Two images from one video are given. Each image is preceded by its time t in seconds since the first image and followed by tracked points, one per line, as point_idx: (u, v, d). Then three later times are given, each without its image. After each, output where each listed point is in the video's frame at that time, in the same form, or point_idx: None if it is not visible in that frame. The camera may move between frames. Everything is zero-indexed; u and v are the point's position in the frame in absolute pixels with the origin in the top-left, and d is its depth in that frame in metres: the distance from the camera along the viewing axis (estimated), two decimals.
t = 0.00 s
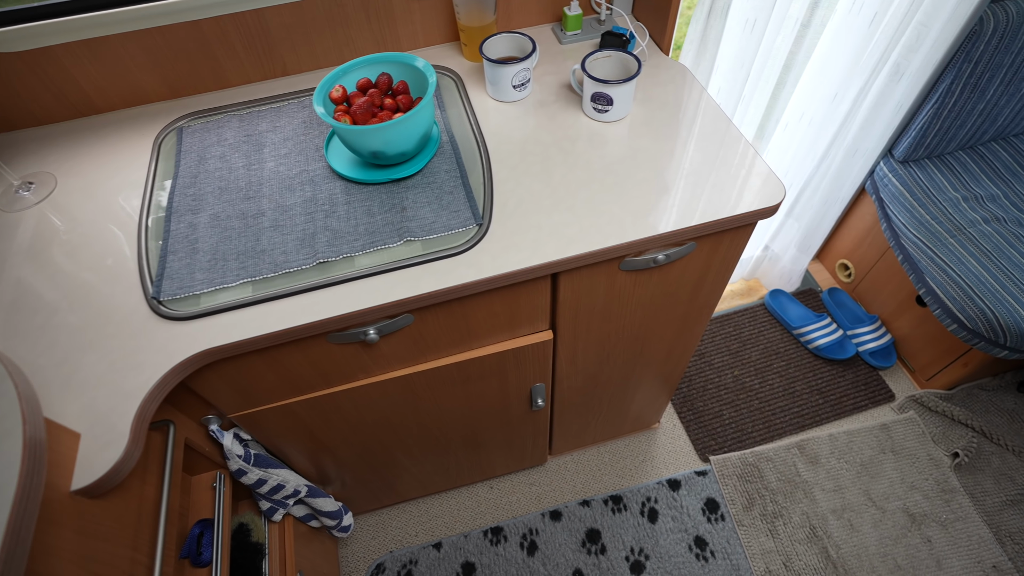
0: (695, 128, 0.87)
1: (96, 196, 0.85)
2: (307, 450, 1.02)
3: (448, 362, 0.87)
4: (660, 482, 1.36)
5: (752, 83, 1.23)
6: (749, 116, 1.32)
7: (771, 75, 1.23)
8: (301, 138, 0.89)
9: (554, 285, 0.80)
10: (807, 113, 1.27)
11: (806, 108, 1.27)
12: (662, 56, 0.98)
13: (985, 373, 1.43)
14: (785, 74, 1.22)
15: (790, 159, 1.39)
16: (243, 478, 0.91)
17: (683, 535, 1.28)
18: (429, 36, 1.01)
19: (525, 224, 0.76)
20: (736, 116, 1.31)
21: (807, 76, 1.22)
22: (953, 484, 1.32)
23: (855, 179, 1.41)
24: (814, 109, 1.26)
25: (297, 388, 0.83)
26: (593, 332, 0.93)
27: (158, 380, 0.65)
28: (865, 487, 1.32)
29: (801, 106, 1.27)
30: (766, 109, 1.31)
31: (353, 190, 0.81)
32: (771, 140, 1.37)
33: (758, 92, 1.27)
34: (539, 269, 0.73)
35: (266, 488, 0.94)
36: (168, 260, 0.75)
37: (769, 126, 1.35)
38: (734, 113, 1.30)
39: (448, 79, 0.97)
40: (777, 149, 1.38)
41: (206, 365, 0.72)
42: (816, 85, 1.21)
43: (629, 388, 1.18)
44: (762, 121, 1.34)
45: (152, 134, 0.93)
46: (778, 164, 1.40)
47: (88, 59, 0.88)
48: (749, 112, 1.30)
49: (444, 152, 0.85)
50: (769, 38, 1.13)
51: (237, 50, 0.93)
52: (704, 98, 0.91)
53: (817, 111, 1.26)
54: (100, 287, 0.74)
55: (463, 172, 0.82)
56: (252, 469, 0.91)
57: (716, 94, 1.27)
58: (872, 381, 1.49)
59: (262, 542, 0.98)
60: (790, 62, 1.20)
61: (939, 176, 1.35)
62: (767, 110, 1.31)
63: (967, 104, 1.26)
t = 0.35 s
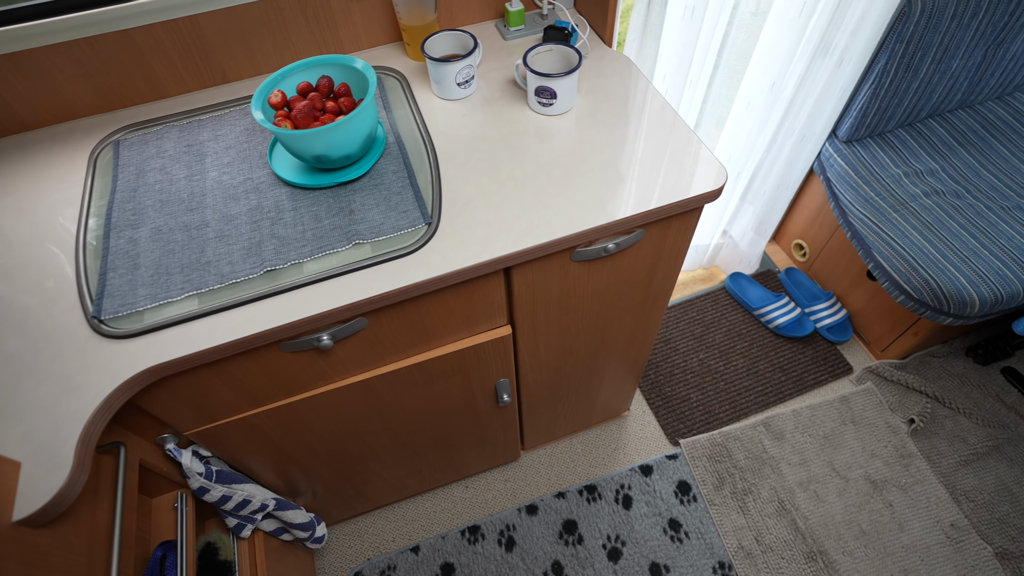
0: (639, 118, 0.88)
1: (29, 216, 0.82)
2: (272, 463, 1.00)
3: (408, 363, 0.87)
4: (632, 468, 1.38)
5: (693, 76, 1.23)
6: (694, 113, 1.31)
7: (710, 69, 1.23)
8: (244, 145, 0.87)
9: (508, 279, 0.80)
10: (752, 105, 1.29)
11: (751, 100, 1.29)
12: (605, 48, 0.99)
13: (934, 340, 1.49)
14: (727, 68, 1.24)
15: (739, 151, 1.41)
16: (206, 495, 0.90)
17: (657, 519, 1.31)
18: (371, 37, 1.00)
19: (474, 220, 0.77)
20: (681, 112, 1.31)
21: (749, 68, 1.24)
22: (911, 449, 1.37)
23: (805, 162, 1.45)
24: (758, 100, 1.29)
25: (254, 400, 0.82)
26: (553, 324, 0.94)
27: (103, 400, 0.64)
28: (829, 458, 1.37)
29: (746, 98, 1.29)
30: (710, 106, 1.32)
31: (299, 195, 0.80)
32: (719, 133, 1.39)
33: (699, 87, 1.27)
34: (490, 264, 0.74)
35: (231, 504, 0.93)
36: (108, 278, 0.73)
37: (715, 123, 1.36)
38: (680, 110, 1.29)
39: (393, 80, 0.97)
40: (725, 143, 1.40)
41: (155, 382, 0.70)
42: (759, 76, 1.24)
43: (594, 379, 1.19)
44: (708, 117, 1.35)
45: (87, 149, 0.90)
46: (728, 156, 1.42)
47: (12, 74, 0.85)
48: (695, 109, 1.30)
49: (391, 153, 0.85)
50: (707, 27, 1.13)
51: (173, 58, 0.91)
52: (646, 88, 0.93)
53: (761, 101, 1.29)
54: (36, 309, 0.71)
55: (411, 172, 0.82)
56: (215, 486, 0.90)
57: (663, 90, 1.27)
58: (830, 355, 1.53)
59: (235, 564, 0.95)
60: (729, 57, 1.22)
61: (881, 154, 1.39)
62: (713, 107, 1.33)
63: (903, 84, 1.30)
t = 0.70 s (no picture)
0: (579, 112, 0.89)
1: None
2: (234, 484, 0.97)
3: (365, 371, 0.86)
4: (604, 459, 1.39)
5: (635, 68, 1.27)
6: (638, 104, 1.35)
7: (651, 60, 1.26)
8: (180, 161, 0.85)
9: (458, 280, 0.80)
10: (692, 91, 1.30)
11: (690, 86, 1.30)
12: (543, 45, 1.00)
13: (884, 311, 1.55)
14: (665, 56, 1.25)
15: (683, 137, 1.42)
16: (165, 524, 0.87)
17: (631, 507, 1.32)
18: (308, 45, 0.98)
19: (419, 223, 0.76)
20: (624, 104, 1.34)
21: (685, 54, 1.25)
22: (869, 417, 1.42)
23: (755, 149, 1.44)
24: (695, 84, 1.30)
25: (207, 421, 0.80)
26: (509, 322, 0.94)
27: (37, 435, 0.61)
28: (793, 433, 1.40)
29: (684, 84, 1.30)
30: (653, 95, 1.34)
31: (238, 209, 0.78)
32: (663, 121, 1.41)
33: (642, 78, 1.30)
34: (437, 266, 0.73)
35: (192, 530, 0.90)
36: (37, 307, 0.70)
37: (659, 111, 1.38)
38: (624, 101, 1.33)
39: (332, 87, 0.95)
40: (670, 130, 1.41)
41: (95, 411, 0.67)
42: (695, 62, 1.25)
43: (557, 373, 1.19)
44: (652, 104, 1.37)
45: (11, 173, 0.86)
46: (674, 144, 1.44)
47: None
48: (637, 95, 1.33)
49: (332, 161, 0.84)
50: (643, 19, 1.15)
51: (98, 75, 0.87)
52: (585, 82, 0.94)
53: (700, 87, 1.29)
54: None
55: (353, 178, 0.81)
56: (174, 513, 0.87)
57: (606, 82, 1.28)
58: (788, 333, 1.58)
59: None
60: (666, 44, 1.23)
61: (822, 135, 1.44)
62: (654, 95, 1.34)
63: (837, 66, 1.35)
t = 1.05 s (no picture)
0: (516, 111, 0.89)
1: None
2: (192, 517, 0.94)
3: (317, 389, 0.84)
4: (575, 454, 1.40)
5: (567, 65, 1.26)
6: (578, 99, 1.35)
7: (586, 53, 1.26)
8: (105, 188, 0.81)
9: (404, 289, 0.79)
10: (630, 83, 1.32)
11: (628, 77, 1.32)
12: (477, 47, 1.00)
13: (833, 286, 1.60)
14: (599, 48, 1.24)
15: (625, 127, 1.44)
16: (119, 567, 0.83)
17: (605, 499, 1.33)
18: (235, 60, 0.96)
19: (358, 235, 0.75)
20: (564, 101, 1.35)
21: (618, 45, 1.26)
22: (826, 390, 1.47)
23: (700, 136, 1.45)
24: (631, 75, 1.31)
25: (152, 456, 0.77)
26: (463, 326, 0.93)
27: None
28: (755, 412, 1.44)
29: (620, 75, 1.31)
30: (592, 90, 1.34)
31: (169, 234, 0.76)
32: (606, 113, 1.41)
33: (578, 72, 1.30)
34: (379, 277, 0.72)
35: (149, 569, 0.87)
36: None
37: (599, 103, 1.38)
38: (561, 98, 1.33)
39: (263, 101, 0.93)
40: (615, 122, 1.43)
41: (25, 457, 0.64)
42: (629, 52, 1.26)
43: (520, 372, 1.19)
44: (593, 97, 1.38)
45: None
46: (619, 136, 1.45)
47: None
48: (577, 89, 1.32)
49: (266, 177, 0.82)
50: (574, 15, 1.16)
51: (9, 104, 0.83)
52: (519, 82, 0.94)
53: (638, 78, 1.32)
54: None
55: (288, 194, 0.79)
56: (127, 554, 0.83)
57: (545, 80, 1.29)
58: (745, 314, 1.61)
59: None
60: (600, 36, 1.22)
61: (760, 120, 1.48)
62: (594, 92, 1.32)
63: (768, 51, 1.38)
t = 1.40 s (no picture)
0: (448, 118, 0.89)
1: None
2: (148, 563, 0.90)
3: (267, 417, 0.82)
4: (545, 454, 1.40)
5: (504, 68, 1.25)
6: (518, 103, 1.34)
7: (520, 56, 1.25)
8: (19, 229, 0.77)
9: (347, 306, 0.78)
10: (567, 79, 1.34)
11: (564, 74, 1.33)
12: (406, 56, 0.99)
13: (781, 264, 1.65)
14: (534, 49, 1.24)
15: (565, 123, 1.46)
16: None
17: (579, 495, 1.34)
18: (155, 85, 0.92)
19: (293, 256, 0.73)
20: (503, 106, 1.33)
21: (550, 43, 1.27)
22: (783, 366, 1.51)
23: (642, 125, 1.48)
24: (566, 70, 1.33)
25: (94, 505, 0.73)
26: (414, 338, 0.92)
27: None
28: (717, 394, 1.47)
29: (556, 71, 1.33)
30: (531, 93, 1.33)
31: (91, 271, 0.72)
32: (547, 113, 1.42)
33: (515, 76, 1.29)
34: (317, 298, 0.70)
35: None
36: None
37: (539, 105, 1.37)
38: (501, 104, 1.32)
39: (187, 126, 0.90)
40: (557, 120, 1.44)
41: None
42: (561, 48, 1.28)
43: (481, 377, 1.18)
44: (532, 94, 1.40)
45: None
46: (561, 132, 1.47)
47: None
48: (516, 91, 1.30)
49: (193, 205, 0.79)
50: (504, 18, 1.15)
51: None
52: (450, 88, 0.94)
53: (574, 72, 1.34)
54: None
55: (217, 219, 0.77)
56: None
57: (483, 86, 1.26)
58: (700, 300, 1.65)
59: None
60: (532, 37, 1.22)
61: (697, 109, 1.51)
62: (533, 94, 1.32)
63: (698, 42, 1.42)
